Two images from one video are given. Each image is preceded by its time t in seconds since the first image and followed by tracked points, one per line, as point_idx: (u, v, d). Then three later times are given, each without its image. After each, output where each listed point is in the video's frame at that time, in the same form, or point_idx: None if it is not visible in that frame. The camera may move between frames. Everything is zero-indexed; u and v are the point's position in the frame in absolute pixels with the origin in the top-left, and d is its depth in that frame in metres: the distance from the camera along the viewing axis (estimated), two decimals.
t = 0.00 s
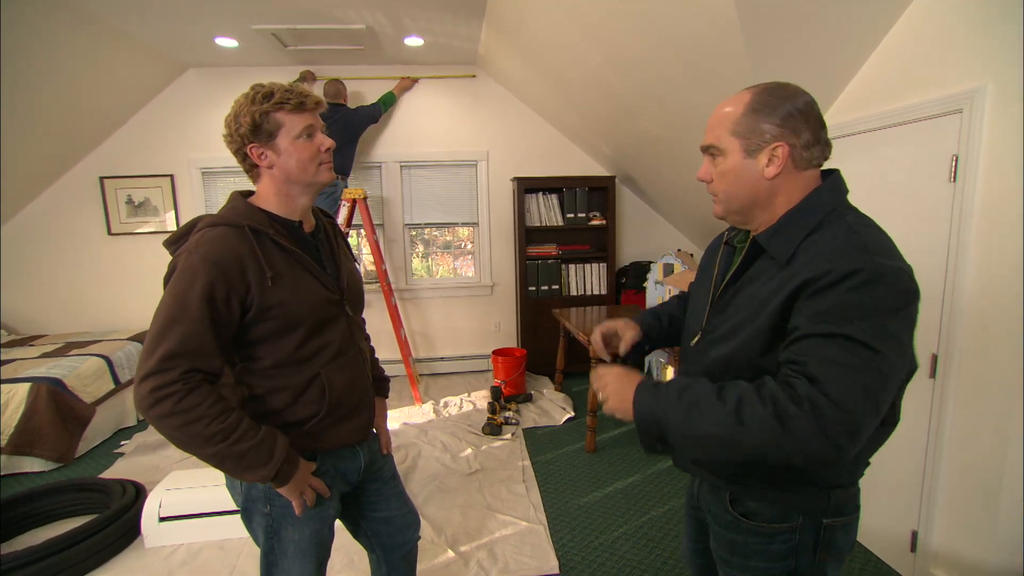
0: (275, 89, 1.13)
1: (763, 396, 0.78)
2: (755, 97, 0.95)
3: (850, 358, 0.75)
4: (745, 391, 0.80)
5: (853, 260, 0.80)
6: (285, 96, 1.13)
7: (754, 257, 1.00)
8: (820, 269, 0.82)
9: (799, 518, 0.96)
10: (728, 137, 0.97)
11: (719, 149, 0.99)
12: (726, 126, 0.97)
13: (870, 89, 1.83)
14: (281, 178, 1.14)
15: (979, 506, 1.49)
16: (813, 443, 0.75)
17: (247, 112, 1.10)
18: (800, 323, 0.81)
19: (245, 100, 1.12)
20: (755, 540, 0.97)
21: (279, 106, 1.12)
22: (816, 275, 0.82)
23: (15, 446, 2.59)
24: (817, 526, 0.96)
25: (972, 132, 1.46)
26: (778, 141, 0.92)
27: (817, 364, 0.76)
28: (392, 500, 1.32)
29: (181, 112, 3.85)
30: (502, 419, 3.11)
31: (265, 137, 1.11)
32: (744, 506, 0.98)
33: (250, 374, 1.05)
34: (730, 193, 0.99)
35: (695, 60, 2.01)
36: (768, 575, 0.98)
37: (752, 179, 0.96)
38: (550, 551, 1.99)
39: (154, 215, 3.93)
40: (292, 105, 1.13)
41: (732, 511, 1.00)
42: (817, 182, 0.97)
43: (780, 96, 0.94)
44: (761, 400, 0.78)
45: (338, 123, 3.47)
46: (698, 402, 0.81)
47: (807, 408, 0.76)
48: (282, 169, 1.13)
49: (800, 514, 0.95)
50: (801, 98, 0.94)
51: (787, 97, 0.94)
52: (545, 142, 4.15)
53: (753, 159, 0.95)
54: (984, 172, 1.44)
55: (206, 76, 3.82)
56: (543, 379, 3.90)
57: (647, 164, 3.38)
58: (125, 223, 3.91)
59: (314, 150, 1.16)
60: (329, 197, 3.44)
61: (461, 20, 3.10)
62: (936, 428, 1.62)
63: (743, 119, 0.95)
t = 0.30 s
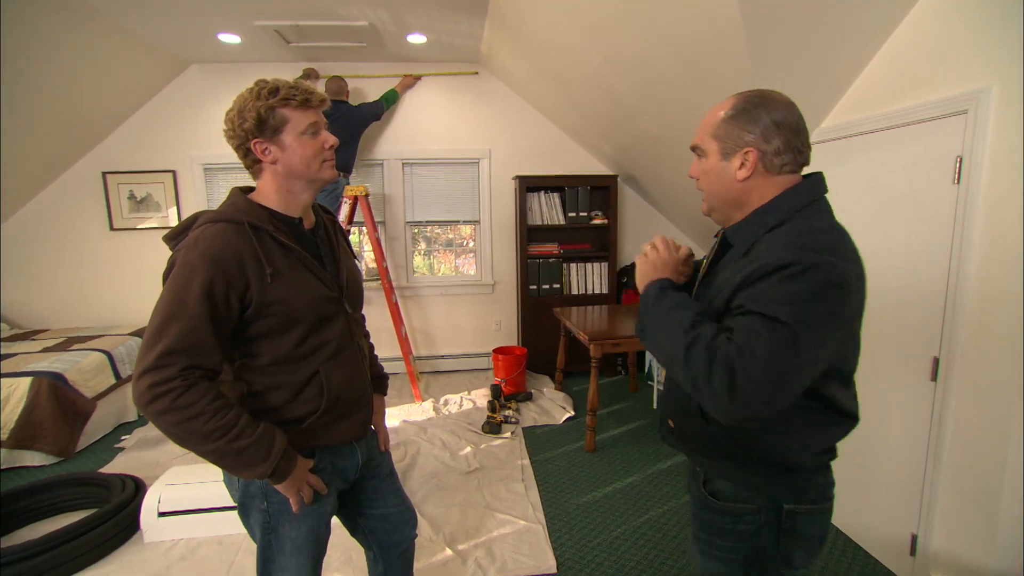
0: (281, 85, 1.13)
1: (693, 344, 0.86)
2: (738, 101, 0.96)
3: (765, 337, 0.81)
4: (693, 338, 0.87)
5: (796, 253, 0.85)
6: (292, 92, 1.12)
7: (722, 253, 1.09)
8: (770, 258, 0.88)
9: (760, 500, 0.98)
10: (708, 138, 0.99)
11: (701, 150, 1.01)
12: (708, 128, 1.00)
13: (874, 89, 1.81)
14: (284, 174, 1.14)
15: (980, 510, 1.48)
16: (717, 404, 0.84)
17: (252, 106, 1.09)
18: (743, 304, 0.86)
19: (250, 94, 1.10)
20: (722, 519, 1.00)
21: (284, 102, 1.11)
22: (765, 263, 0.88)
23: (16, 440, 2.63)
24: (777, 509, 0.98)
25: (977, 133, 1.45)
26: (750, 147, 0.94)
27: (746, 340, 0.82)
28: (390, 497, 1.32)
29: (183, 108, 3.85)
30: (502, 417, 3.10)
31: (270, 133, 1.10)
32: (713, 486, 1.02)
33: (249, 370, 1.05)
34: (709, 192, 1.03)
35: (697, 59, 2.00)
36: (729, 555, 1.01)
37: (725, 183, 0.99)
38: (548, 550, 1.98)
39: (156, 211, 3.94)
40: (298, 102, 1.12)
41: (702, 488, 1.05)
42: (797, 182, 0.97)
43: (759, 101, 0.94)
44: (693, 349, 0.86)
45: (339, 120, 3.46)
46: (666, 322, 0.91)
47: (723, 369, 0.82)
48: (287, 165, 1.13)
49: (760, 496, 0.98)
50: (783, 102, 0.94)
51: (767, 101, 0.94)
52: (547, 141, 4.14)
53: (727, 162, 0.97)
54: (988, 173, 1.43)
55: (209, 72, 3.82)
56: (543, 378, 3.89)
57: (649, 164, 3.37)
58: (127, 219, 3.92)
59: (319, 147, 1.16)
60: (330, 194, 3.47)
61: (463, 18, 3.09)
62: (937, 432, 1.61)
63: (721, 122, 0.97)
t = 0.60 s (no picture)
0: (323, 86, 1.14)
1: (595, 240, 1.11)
2: (729, 110, 1.15)
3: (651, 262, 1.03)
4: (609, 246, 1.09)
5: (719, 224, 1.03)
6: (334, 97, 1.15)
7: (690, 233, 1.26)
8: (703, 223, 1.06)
9: (719, 472, 1.21)
10: (703, 139, 1.19)
11: (697, 151, 1.22)
12: (703, 132, 1.20)
13: (877, 87, 1.79)
14: (314, 170, 1.14)
15: (983, 511, 1.48)
16: (595, 290, 1.08)
17: (308, 103, 1.08)
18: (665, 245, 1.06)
19: (301, 88, 1.08)
20: (684, 484, 1.27)
21: (332, 106, 1.14)
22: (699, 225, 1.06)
23: (19, 434, 2.64)
24: (734, 483, 1.19)
25: (985, 132, 1.43)
26: (733, 148, 1.14)
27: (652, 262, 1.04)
28: (388, 490, 1.33)
29: (186, 104, 3.85)
30: (503, 414, 3.09)
31: (320, 131, 1.11)
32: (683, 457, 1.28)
33: (259, 367, 1.04)
34: (699, 185, 1.23)
35: (700, 56, 1.99)
36: (693, 513, 1.26)
37: (711, 178, 1.19)
38: (548, 547, 1.98)
39: (159, 207, 3.94)
40: (340, 109, 1.17)
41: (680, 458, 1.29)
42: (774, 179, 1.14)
43: (744, 109, 1.13)
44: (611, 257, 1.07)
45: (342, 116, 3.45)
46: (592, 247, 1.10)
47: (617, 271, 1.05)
48: (322, 164, 1.14)
49: (719, 469, 1.20)
50: (767, 112, 1.12)
51: (752, 110, 1.13)
52: (550, 138, 4.13)
53: (714, 160, 1.17)
54: (996, 173, 1.42)
55: (212, 68, 3.82)
56: (545, 375, 3.89)
57: (652, 162, 3.36)
58: (130, 215, 3.92)
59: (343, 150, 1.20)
60: (331, 193, 3.46)
61: (466, 14, 3.08)
62: (941, 432, 1.60)
63: (713, 127, 1.17)
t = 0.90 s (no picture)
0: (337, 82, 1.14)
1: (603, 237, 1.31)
2: (731, 113, 1.24)
3: (638, 244, 1.20)
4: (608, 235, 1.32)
5: (693, 213, 1.16)
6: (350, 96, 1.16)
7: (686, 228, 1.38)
8: (682, 213, 1.20)
9: (703, 452, 1.27)
10: (705, 138, 1.28)
11: (698, 148, 1.31)
12: (704, 130, 1.29)
13: (893, 84, 1.76)
14: (333, 165, 1.14)
15: (998, 517, 1.45)
16: (594, 270, 1.29)
17: (333, 100, 1.08)
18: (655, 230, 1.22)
19: (325, 86, 1.08)
20: (672, 463, 1.33)
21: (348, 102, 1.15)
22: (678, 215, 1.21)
23: (31, 427, 2.67)
24: (716, 462, 1.26)
25: (1003, 130, 1.40)
26: (731, 147, 1.23)
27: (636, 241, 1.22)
28: (391, 480, 1.33)
29: (196, 100, 3.87)
30: (509, 412, 3.09)
31: (341, 127, 1.12)
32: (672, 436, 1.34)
33: (294, 361, 1.03)
34: (697, 180, 1.32)
35: (711, 54, 1.97)
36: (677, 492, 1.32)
37: (709, 173, 1.28)
38: (554, 546, 1.98)
39: (168, 203, 3.97)
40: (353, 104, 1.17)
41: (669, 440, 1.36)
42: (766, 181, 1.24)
43: (744, 113, 1.23)
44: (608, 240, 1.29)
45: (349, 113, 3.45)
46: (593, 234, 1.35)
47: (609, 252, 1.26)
48: (339, 159, 1.15)
49: (704, 448, 1.27)
50: (765, 118, 1.21)
51: (751, 115, 1.22)
52: (557, 136, 4.11)
53: (713, 158, 1.26)
54: (1012, 172, 1.39)
55: (221, 64, 3.83)
56: (552, 373, 3.88)
57: (661, 159, 3.33)
58: (140, 210, 3.95)
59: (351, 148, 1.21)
60: (339, 187, 3.49)
61: (474, 11, 3.07)
62: (954, 436, 1.57)
63: (714, 126, 1.26)
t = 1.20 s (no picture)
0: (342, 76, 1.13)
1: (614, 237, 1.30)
2: (744, 111, 1.23)
3: (649, 243, 1.20)
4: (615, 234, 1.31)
5: (703, 211, 1.16)
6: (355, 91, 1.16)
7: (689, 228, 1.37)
8: (692, 210, 1.20)
9: (714, 446, 1.25)
10: (720, 133, 1.25)
11: (710, 142, 1.28)
12: (719, 124, 1.26)
13: (906, 82, 1.74)
14: (343, 159, 1.14)
15: (1012, 522, 1.42)
16: (603, 270, 1.29)
17: (343, 95, 1.08)
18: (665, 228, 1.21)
19: (333, 80, 1.08)
20: (680, 459, 1.30)
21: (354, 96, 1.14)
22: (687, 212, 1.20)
23: (42, 422, 2.70)
24: (727, 456, 1.24)
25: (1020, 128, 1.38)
26: (752, 144, 1.21)
27: (645, 242, 1.21)
28: (393, 475, 1.34)
29: (204, 98, 3.89)
30: (516, 411, 3.08)
31: (350, 121, 1.12)
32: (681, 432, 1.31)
33: (320, 356, 1.03)
34: (708, 176, 1.30)
35: (721, 51, 1.95)
36: (684, 489, 1.28)
37: (725, 169, 1.25)
38: (560, 546, 1.97)
39: (177, 200, 4.00)
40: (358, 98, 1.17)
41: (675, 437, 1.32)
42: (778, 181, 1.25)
43: (763, 112, 1.22)
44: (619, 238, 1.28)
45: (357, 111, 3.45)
46: (601, 233, 1.33)
47: (620, 251, 1.25)
48: (348, 154, 1.15)
49: (715, 442, 1.24)
50: (774, 118, 1.23)
51: (763, 113, 1.22)
52: (565, 134, 4.09)
53: (730, 154, 1.24)
54: None
55: (230, 63, 3.85)
56: (558, 372, 3.87)
57: (669, 158, 3.31)
58: (149, 208, 3.98)
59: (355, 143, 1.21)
60: (346, 185, 3.40)
61: (481, 9, 3.06)
62: (968, 438, 1.55)
63: (732, 122, 1.23)
